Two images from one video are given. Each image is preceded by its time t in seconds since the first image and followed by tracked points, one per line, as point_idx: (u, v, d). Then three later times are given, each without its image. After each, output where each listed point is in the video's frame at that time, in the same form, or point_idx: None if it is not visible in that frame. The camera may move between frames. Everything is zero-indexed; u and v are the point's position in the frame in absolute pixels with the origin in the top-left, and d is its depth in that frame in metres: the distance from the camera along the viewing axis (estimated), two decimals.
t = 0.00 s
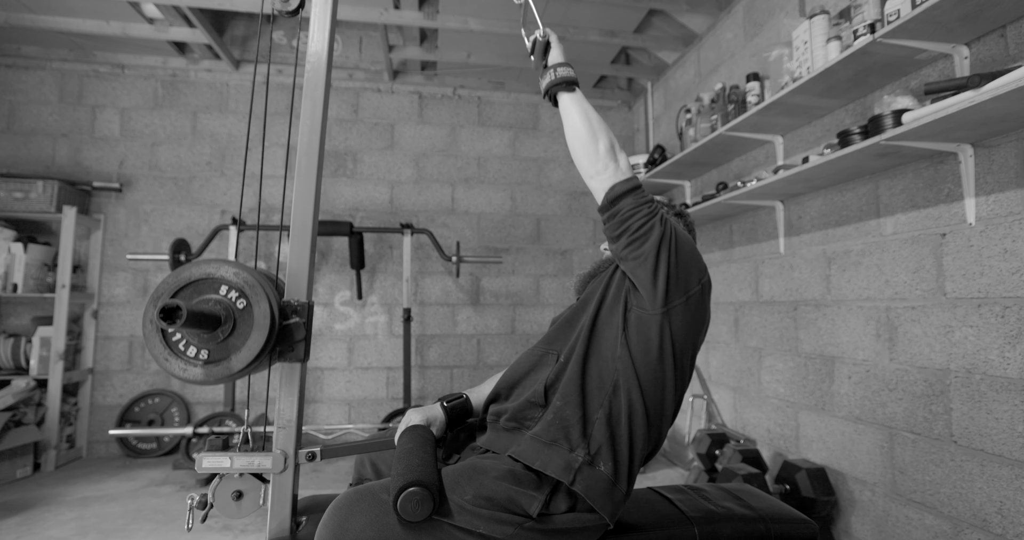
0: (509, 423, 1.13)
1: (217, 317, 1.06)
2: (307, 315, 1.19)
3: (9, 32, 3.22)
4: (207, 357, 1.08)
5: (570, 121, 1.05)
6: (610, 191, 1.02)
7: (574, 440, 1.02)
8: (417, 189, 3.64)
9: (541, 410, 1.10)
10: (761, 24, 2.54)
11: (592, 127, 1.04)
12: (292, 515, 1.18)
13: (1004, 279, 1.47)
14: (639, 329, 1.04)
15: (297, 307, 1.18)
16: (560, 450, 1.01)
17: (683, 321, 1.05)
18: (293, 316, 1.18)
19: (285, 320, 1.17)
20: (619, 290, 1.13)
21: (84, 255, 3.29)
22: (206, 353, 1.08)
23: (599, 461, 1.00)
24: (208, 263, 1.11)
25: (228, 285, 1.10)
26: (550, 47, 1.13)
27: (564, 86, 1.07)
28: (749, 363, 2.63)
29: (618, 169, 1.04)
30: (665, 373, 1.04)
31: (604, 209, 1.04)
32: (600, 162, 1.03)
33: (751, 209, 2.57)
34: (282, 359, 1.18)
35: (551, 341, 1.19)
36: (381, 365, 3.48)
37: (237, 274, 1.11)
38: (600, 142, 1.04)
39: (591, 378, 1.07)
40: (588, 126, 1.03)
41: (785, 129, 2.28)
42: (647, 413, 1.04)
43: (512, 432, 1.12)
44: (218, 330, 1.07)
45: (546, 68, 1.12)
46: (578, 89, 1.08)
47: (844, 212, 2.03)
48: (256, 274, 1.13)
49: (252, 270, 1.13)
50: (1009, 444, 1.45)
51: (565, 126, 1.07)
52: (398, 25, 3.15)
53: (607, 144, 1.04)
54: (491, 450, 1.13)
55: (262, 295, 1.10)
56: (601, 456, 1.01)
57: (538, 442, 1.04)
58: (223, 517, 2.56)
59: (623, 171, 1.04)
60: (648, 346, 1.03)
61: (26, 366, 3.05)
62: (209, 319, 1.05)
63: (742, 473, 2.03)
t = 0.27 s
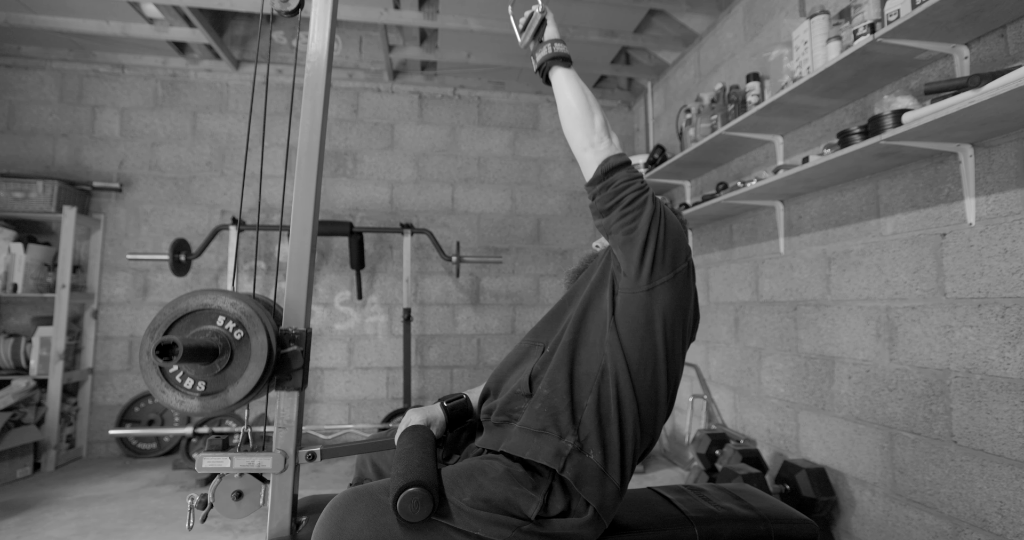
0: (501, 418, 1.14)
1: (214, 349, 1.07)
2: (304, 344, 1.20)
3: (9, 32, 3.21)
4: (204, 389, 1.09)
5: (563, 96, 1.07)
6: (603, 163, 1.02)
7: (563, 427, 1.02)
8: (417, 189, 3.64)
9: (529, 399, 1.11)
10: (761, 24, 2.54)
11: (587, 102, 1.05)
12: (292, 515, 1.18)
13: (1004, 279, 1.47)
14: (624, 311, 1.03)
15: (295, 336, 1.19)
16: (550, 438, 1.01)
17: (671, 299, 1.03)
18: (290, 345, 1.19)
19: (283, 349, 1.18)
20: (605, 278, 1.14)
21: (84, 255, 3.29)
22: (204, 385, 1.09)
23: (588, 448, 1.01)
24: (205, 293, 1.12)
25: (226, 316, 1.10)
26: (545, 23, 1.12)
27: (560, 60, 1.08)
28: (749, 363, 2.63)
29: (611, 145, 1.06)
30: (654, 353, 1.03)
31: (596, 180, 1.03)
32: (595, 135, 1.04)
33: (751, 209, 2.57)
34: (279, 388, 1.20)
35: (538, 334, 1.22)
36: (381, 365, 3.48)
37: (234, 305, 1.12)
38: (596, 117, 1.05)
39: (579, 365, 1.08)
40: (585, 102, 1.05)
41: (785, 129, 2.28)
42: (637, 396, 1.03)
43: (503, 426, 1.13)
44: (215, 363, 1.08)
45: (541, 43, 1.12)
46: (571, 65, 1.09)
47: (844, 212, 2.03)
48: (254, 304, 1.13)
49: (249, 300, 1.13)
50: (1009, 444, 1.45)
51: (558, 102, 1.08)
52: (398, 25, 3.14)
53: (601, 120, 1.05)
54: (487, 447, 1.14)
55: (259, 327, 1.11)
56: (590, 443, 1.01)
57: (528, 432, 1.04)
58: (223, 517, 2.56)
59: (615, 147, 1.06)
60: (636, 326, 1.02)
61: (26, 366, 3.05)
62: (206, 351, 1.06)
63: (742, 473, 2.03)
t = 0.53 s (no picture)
0: (492, 415, 1.14)
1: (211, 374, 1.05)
2: (303, 366, 1.19)
3: (9, 32, 3.21)
4: (201, 414, 1.07)
5: (552, 81, 1.07)
6: (589, 147, 1.03)
7: (552, 419, 1.02)
8: (417, 189, 3.63)
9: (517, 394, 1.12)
10: (762, 24, 2.54)
11: (577, 89, 1.06)
12: (292, 515, 1.18)
13: (1004, 279, 1.47)
14: (608, 298, 1.04)
15: (293, 358, 1.18)
16: (540, 431, 1.01)
17: (654, 284, 1.04)
18: (288, 367, 1.18)
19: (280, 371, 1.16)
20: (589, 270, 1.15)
21: (84, 255, 3.29)
22: (200, 409, 1.07)
23: (580, 439, 1.01)
24: (202, 316, 1.10)
25: (223, 339, 1.08)
26: (537, 8, 1.11)
27: (550, 45, 1.08)
28: (749, 363, 2.63)
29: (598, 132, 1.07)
30: (640, 339, 1.04)
31: (582, 162, 1.03)
32: (582, 120, 1.04)
33: (751, 209, 2.57)
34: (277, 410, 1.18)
35: (525, 331, 1.24)
36: (381, 366, 3.48)
37: (231, 328, 1.09)
38: (583, 103, 1.06)
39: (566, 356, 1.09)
40: (574, 87, 1.06)
41: (785, 129, 2.28)
42: (624, 383, 1.04)
43: (494, 423, 1.13)
44: (212, 387, 1.06)
45: (533, 27, 1.12)
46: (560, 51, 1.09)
47: (844, 212, 2.03)
48: (251, 326, 1.11)
49: (246, 323, 1.11)
50: (1009, 444, 1.45)
51: (547, 84, 1.08)
52: (398, 25, 3.14)
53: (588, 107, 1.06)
54: (481, 445, 1.13)
55: (257, 350, 1.08)
56: (581, 434, 1.01)
57: (518, 426, 1.04)
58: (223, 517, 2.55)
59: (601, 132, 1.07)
60: (620, 313, 1.03)
61: (26, 366, 3.05)
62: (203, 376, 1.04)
63: (742, 473, 2.03)
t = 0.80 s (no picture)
0: (490, 415, 1.14)
1: (211, 379, 1.05)
2: (303, 371, 1.19)
3: (8, 32, 3.21)
4: (200, 418, 1.07)
5: (550, 78, 1.07)
6: (588, 144, 1.03)
7: (548, 417, 1.02)
8: (417, 189, 3.63)
9: (514, 393, 1.12)
10: (762, 24, 2.54)
11: (575, 87, 1.07)
12: (292, 515, 1.18)
13: (1004, 279, 1.47)
14: (604, 296, 1.04)
15: (292, 362, 1.18)
16: (538, 429, 1.01)
17: (651, 281, 1.03)
18: (288, 371, 1.18)
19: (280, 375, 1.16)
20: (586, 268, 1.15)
21: (84, 255, 3.29)
22: (200, 414, 1.07)
23: (577, 438, 1.01)
24: (202, 321, 1.10)
25: (223, 344, 1.08)
26: (535, 6, 1.12)
27: (548, 42, 1.08)
28: (749, 363, 2.63)
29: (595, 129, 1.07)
30: (637, 338, 1.04)
31: (580, 159, 1.03)
32: (580, 117, 1.05)
33: (751, 209, 2.57)
34: (277, 414, 1.18)
35: (523, 330, 1.24)
36: (381, 366, 3.48)
37: (230, 332, 1.09)
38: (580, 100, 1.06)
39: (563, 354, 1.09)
40: (571, 85, 1.06)
41: (785, 129, 2.28)
42: (621, 380, 1.03)
43: (492, 422, 1.13)
44: (212, 392, 1.06)
45: (531, 24, 1.12)
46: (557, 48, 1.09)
47: (844, 212, 2.03)
48: (250, 331, 1.11)
49: (246, 327, 1.11)
50: (1009, 444, 1.45)
51: (544, 80, 1.08)
52: (398, 25, 3.14)
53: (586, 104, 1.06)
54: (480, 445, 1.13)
55: (256, 354, 1.08)
56: (578, 432, 1.01)
57: (515, 424, 1.04)
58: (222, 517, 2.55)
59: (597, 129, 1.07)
60: (616, 311, 1.03)
61: (26, 366, 3.05)
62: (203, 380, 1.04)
63: (742, 473, 2.03)
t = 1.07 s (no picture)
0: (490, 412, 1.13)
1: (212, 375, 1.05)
2: (303, 367, 1.19)
3: (8, 32, 3.21)
4: (200, 413, 1.07)
5: (551, 84, 1.07)
6: (586, 150, 1.03)
7: (548, 415, 1.02)
8: (417, 189, 3.63)
9: (515, 391, 1.11)
10: (762, 24, 2.54)
11: (573, 94, 1.06)
12: (292, 515, 1.18)
13: (1004, 279, 1.47)
14: (609, 298, 1.05)
15: (293, 359, 1.18)
16: (536, 426, 1.01)
17: (655, 286, 1.04)
18: (288, 368, 1.18)
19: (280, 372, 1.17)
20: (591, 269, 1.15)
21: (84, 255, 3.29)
22: (199, 410, 1.07)
23: (574, 435, 1.02)
24: (202, 317, 1.09)
25: (223, 340, 1.08)
26: (532, 11, 1.11)
27: (547, 50, 1.08)
28: (749, 363, 2.63)
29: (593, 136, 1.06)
30: (639, 340, 1.04)
31: (578, 166, 1.03)
32: (578, 125, 1.04)
33: (751, 209, 2.57)
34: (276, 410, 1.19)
35: (525, 328, 1.24)
36: (381, 366, 3.48)
37: (231, 328, 1.08)
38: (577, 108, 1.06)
39: (564, 353, 1.09)
40: (570, 92, 1.06)
41: (785, 129, 2.28)
42: (621, 381, 1.04)
43: (492, 419, 1.12)
44: (212, 388, 1.06)
45: (528, 31, 1.11)
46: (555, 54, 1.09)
47: (844, 212, 2.03)
48: (251, 327, 1.11)
49: (246, 323, 1.11)
50: (1009, 444, 1.45)
51: (544, 86, 1.08)
52: (398, 25, 3.14)
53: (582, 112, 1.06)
54: (479, 443, 1.12)
55: (256, 350, 1.09)
56: (575, 430, 1.02)
57: (514, 421, 1.04)
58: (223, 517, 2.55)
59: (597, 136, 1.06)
60: (619, 312, 1.03)
61: (26, 366, 3.05)
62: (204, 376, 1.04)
63: (742, 473, 2.03)
